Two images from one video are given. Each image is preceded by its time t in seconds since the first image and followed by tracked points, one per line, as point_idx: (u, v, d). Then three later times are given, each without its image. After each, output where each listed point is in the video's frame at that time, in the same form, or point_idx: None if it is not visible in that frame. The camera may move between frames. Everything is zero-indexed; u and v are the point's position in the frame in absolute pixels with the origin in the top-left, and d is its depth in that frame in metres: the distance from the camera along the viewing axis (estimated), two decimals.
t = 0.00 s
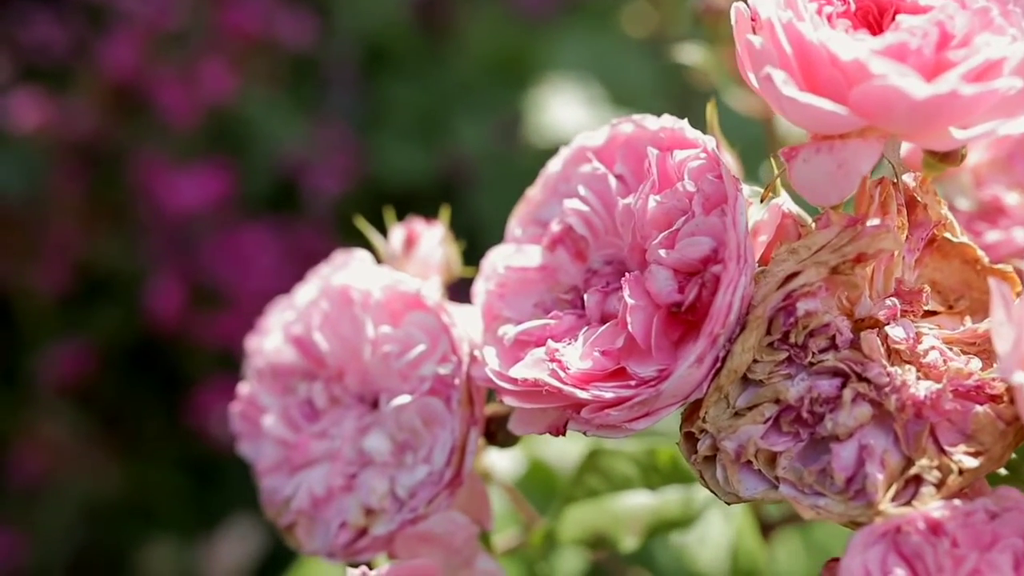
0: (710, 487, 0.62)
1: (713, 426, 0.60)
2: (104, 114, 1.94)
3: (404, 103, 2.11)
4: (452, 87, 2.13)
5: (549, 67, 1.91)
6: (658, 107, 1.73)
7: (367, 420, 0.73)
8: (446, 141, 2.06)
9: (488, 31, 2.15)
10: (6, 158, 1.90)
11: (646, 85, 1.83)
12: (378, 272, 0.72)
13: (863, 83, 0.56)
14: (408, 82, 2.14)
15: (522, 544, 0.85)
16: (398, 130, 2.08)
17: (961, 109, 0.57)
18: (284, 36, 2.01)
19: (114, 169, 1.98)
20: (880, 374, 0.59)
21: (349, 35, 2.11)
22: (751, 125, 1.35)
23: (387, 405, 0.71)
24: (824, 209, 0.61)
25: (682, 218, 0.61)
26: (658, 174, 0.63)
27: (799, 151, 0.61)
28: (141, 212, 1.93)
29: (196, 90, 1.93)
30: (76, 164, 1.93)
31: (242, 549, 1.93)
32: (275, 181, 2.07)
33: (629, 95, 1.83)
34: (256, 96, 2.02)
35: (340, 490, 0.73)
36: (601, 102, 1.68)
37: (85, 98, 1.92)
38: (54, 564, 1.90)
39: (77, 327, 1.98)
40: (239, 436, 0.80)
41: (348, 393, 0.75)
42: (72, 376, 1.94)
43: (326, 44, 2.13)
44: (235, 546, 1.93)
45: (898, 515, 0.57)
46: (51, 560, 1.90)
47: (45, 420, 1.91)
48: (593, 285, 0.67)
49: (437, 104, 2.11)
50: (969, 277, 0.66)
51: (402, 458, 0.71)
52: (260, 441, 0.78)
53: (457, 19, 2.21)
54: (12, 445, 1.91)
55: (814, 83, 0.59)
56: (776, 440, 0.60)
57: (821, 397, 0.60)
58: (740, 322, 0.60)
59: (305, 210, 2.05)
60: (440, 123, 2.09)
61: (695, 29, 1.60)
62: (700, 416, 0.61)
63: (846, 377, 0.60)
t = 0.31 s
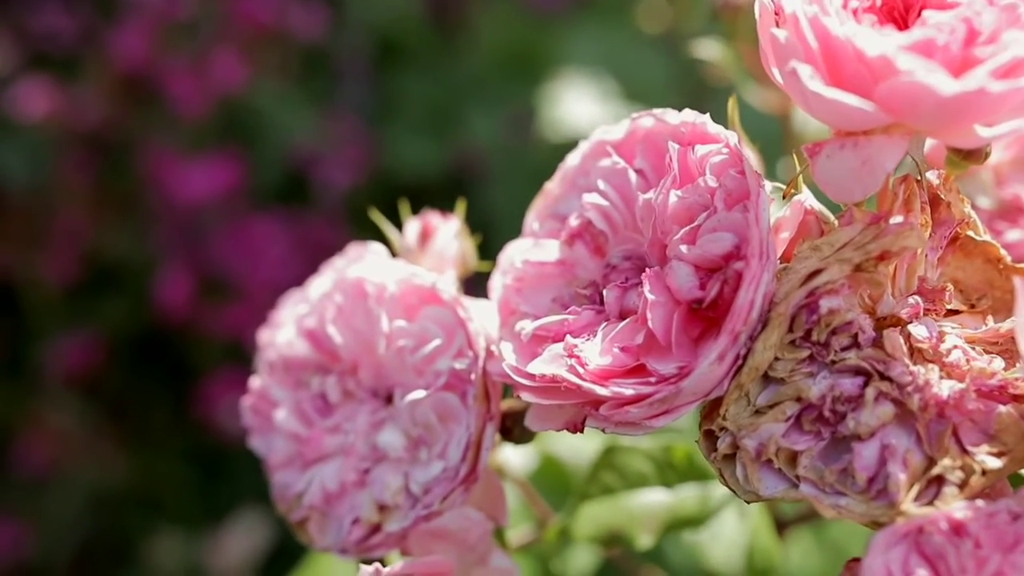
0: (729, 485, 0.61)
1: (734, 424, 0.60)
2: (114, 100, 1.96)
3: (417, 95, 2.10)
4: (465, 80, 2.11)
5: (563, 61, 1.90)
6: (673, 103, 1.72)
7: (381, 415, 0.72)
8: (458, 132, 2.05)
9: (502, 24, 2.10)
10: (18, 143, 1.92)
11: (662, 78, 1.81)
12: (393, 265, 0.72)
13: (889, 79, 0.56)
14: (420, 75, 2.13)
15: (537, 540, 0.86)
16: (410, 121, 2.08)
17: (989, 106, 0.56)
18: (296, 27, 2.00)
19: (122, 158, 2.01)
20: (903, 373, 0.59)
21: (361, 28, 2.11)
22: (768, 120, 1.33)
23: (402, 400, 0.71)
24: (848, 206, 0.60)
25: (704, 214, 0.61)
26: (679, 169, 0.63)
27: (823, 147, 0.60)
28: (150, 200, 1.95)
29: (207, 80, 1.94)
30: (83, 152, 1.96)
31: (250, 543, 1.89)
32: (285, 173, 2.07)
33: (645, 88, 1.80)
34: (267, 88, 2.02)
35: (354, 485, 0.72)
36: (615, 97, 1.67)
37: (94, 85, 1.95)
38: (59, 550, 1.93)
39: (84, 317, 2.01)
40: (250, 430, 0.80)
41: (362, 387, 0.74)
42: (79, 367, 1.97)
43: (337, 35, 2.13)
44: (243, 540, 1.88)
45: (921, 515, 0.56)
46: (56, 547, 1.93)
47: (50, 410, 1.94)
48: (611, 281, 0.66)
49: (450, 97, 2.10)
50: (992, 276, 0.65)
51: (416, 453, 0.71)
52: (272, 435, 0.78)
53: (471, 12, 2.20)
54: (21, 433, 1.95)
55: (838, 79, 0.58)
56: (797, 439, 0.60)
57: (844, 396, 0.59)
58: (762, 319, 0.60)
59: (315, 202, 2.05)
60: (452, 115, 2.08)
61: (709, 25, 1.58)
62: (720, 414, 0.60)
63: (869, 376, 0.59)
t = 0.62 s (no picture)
0: (746, 483, 0.61)
1: (752, 422, 0.59)
2: (121, 90, 1.97)
3: (425, 87, 2.10)
4: (474, 74, 2.10)
5: (571, 54, 1.89)
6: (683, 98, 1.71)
7: (393, 409, 0.71)
8: (466, 125, 2.05)
9: (511, 18, 2.08)
10: (22, 130, 1.94)
11: (675, 72, 1.80)
12: (407, 258, 0.71)
13: (914, 76, 0.55)
14: (428, 67, 2.12)
15: (548, 535, 0.85)
16: (417, 113, 2.08)
17: (1015, 104, 0.55)
18: (306, 18, 2.01)
19: (128, 146, 2.02)
20: (924, 372, 0.58)
21: (368, 20, 2.10)
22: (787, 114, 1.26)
23: (414, 394, 0.70)
24: (869, 203, 0.60)
25: (724, 209, 0.60)
26: (699, 163, 0.62)
27: (845, 143, 0.59)
28: (156, 188, 1.97)
29: (214, 68, 1.94)
30: (89, 137, 1.97)
31: (252, 535, 1.93)
32: (292, 163, 2.08)
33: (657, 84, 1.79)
34: (274, 78, 2.02)
35: (364, 480, 0.71)
36: (626, 91, 1.66)
37: (100, 73, 1.95)
38: (61, 539, 1.96)
39: (88, 306, 2.03)
40: (259, 422, 0.79)
41: (373, 381, 0.73)
42: (83, 355, 1.99)
43: (346, 25, 2.13)
44: (246, 531, 1.93)
45: (941, 516, 0.56)
46: (59, 536, 1.96)
47: (53, 398, 1.97)
48: (627, 276, 0.65)
49: (457, 89, 2.09)
50: (1012, 276, 0.65)
51: (428, 448, 0.70)
52: (282, 428, 0.77)
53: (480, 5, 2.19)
54: (24, 421, 1.98)
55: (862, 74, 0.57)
56: (816, 437, 0.59)
57: (864, 395, 0.59)
58: (782, 316, 0.59)
59: (323, 193, 2.07)
60: (460, 107, 2.08)
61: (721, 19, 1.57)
62: (738, 411, 0.60)
63: (889, 374, 0.59)
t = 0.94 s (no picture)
0: (761, 482, 0.60)
1: (768, 420, 0.59)
2: (125, 82, 1.98)
3: (430, 81, 2.10)
4: (478, 69, 2.09)
5: (577, 49, 1.88)
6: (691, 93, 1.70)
7: (404, 403, 0.71)
8: (471, 119, 2.04)
9: (515, 13, 2.06)
10: (26, 122, 1.94)
11: (683, 68, 1.79)
12: (419, 251, 0.71)
13: (937, 72, 0.54)
14: (433, 62, 2.12)
15: (556, 531, 0.85)
16: (421, 108, 2.07)
17: None
18: (311, 11, 2.01)
19: (132, 138, 2.04)
20: (942, 371, 0.58)
21: (373, 14, 2.09)
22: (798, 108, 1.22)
23: (426, 388, 0.70)
24: (888, 199, 0.59)
25: (741, 205, 0.60)
26: (716, 158, 0.62)
27: (864, 140, 0.59)
28: (161, 181, 1.99)
29: (220, 61, 1.95)
30: (94, 129, 1.99)
31: (254, 526, 1.93)
32: (296, 156, 2.09)
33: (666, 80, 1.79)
34: (280, 71, 2.02)
35: (374, 475, 0.71)
36: (633, 86, 1.66)
37: (106, 64, 1.96)
38: (61, 528, 1.96)
39: (90, 297, 2.04)
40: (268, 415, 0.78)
41: (383, 375, 0.73)
42: (86, 345, 2.02)
43: (351, 19, 2.12)
44: (247, 522, 1.92)
45: (959, 515, 0.55)
46: (59, 525, 1.96)
47: (57, 389, 1.98)
48: (643, 271, 0.65)
49: (462, 83, 2.08)
50: None
51: (439, 443, 0.69)
52: (291, 422, 0.77)
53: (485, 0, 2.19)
54: (25, 412, 2.00)
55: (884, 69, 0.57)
56: (833, 436, 0.58)
57: (881, 393, 0.58)
58: (799, 313, 0.59)
59: (327, 186, 2.07)
60: (464, 102, 2.07)
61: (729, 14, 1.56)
62: (755, 409, 0.60)
63: (907, 373, 0.58)
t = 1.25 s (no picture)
0: (777, 479, 0.60)
1: (784, 417, 0.59)
2: (129, 74, 1.98)
3: (434, 77, 2.09)
4: (482, 65, 2.08)
5: (581, 46, 1.87)
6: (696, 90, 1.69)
7: (416, 397, 0.71)
8: (474, 115, 2.03)
9: (517, 9, 2.03)
10: (29, 111, 1.97)
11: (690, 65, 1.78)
12: (431, 244, 0.70)
13: (961, 66, 0.54)
14: (437, 58, 2.11)
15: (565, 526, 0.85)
16: (425, 103, 2.06)
17: None
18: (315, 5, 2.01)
19: (134, 130, 2.04)
20: (961, 369, 0.57)
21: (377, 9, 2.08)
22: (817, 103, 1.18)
23: (438, 382, 0.69)
24: (908, 197, 0.59)
25: (761, 200, 0.59)
26: (734, 153, 0.61)
27: (885, 135, 0.58)
28: (163, 175, 2.00)
29: (225, 54, 1.96)
30: (98, 122, 2.00)
31: (252, 521, 1.90)
32: (299, 150, 2.08)
33: (672, 78, 1.78)
34: (285, 64, 2.02)
35: (385, 469, 0.70)
36: (639, 83, 1.66)
37: (110, 56, 1.97)
38: (62, 519, 1.96)
39: (92, 290, 2.05)
40: (278, 407, 0.78)
41: (395, 368, 0.72)
42: (86, 337, 2.02)
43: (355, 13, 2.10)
44: (245, 518, 1.90)
45: (977, 515, 0.55)
46: (60, 514, 1.96)
47: (58, 381, 1.98)
48: (658, 266, 0.64)
49: (465, 80, 2.08)
50: None
51: (450, 437, 0.69)
52: (302, 414, 0.76)
53: None
54: (26, 405, 2.00)
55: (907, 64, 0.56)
56: (850, 433, 0.58)
57: (900, 391, 0.58)
58: (818, 310, 0.58)
59: (329, 181, 2.07)
60: (468, 98, 2.06)
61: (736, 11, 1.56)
62: (771, 406, 0.59)
63: (925, 371, 0.58)
